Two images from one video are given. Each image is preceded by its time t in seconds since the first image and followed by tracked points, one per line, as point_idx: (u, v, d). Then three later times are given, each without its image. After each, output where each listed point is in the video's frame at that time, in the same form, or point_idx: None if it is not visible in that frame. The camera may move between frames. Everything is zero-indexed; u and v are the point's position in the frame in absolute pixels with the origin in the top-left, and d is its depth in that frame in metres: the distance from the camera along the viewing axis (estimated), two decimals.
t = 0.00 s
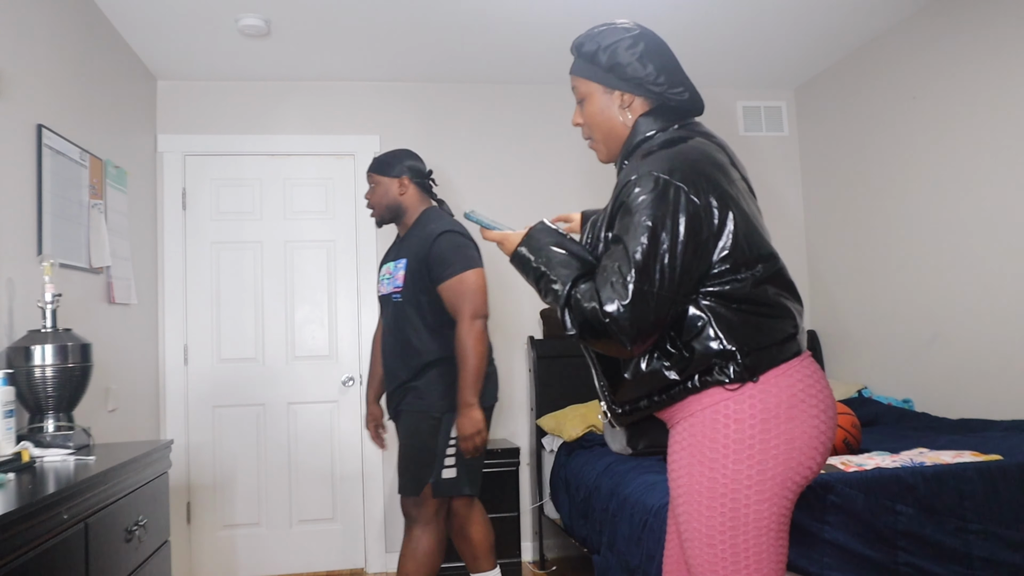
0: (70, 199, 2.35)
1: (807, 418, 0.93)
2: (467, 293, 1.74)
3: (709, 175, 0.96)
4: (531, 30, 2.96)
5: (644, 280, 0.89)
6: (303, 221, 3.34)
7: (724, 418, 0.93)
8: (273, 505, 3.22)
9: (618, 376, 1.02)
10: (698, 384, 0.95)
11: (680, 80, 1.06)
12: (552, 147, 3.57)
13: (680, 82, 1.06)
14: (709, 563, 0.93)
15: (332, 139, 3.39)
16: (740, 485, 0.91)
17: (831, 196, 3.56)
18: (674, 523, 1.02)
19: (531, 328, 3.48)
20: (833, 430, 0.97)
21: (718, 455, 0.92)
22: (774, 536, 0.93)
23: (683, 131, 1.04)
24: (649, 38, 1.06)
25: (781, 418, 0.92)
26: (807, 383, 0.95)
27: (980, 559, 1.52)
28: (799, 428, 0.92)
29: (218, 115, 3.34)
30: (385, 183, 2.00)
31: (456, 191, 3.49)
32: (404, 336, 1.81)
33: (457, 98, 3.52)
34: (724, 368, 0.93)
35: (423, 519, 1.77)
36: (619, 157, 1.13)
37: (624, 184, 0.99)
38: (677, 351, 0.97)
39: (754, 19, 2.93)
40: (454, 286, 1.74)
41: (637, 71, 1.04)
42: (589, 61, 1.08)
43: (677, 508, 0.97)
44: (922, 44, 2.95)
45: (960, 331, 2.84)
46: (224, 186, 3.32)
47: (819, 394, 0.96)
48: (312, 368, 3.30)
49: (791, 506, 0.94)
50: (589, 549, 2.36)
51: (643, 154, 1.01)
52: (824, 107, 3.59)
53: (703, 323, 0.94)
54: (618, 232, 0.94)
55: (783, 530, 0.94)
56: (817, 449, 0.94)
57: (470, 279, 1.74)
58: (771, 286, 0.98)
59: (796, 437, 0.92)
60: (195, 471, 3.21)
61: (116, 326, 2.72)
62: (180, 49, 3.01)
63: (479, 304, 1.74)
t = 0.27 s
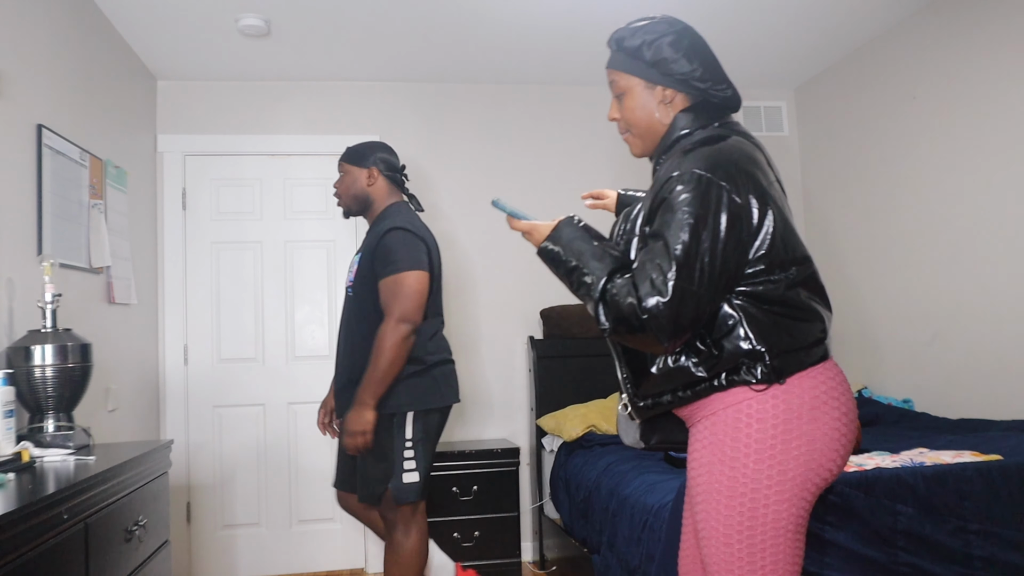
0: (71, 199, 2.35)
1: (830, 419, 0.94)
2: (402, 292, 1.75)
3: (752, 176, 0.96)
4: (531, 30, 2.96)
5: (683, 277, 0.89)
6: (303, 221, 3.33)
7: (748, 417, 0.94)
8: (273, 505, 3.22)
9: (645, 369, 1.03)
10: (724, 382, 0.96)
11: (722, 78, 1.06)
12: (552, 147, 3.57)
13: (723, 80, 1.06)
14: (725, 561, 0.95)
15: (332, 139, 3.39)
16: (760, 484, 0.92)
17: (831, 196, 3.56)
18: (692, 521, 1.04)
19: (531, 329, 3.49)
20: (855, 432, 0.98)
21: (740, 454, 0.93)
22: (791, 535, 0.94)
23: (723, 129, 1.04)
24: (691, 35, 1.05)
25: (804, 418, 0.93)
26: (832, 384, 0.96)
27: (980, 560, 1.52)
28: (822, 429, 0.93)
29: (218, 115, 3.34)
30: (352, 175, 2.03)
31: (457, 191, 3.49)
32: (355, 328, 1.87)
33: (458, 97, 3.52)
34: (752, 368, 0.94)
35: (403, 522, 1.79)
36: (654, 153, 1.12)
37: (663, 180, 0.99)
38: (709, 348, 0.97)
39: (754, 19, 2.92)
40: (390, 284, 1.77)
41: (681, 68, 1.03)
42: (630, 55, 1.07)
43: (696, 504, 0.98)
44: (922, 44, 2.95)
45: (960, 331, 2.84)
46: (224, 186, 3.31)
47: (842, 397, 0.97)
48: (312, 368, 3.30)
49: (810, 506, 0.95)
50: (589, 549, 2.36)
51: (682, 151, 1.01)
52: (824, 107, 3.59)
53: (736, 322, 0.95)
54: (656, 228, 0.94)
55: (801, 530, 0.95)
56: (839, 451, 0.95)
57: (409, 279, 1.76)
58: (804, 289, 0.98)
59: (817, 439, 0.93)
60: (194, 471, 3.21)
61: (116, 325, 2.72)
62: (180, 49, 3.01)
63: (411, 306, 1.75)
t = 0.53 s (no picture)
0: (71, 199, 2.35)
1: (857, 422, 0.94)
2: (354, 287, 1.86)
3: (813, 179, 0.99)
4: (531, 30, 2.96)
5: (745, 266, 0.91)
6: (303, 221, 3.33)
7: (774, 412, 0.95)
8: (273, 505, 3.22)
9: (679, 361, 1.02)
10: (763, 376, 0.97)
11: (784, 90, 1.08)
12: (553, 147, 3.57)
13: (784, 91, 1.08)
14: (738, 553, 0.96)
15: (332, 139, 3.39)
16: (780, 480, 0.93)
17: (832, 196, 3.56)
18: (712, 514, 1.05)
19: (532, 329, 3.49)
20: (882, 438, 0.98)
21: (762, 448, 0.94)
22: (809, 535, 0.94)
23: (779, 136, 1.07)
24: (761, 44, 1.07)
25: (830, 419, 0.93)
26: (861, 388, 0.96)
27: (979, 560, 1.52)
28: (848, 431, 0.93)
29: (218, 115, 3.34)
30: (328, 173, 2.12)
31: (457, 190, 3.49)
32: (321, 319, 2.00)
33: (458, 97, 3.52)
34: (794, 364, 0.95)
35: (386, 519, 1.92)
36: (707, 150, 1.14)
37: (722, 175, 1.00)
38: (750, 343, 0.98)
39: (754, 19, 2.92)
40: (344, 277, 1.88)
41: (746, 72, 1.05)
42: (700, 52, 1.08)
43: (715, 496, 1.00)
44: (922, 44, 2.95)
45: (960, 331, 2.84)
46: (224, 186, 3.31)
47: (872, 402, 0.97)
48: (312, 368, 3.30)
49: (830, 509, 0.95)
50: (589, 549, 2.36)
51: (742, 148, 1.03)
52: (824, 107, 3.59)
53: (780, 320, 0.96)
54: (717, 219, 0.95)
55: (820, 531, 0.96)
56: (864, 455, 0.95)
57: (363, 274, 1.87)
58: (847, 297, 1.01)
59: (841, 439, 0.93)
60: (195, 471, 3.21)
61: (116, 325, 2.72)
62: (180, 49, 3.01)
63: (361, 302, 1.85)
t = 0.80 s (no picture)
0: (71, 199, 2.35)
1: (893, 426, 0.95)
2: (320, 290, 1.87)
3: (850, 168, 1.02)
4: (530, 30, 2.95)
5: (790, 247, 0.93)
6: (302, 221, 3.33)
7: (811, 407, 0.95)
8: (274, 505, 3.22)
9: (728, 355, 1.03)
10: (814, 361, 0.97)
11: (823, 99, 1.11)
12: (553, 147, 3.57)
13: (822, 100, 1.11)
14: (751, 538, 0.99)
15: (332, 139, 3.38)
16: (806, 474, 0.94)
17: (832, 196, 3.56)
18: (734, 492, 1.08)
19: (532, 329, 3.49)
20: (915, 444, 0.98)
21: (793, 442, 0.95)
22: (825, 531, 0.96)
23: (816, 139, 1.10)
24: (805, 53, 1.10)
25: (866, 420, 0.94)
26: (900, 391, 0.96)
27: (979, 560, 1.52)
28: (882, 434, 0.94)
29: (218, 115, 3.34)
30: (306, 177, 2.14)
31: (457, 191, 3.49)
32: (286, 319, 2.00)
33: (458, 97, 3.51)
34: (843, 345, 0.96)
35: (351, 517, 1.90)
36: (741, 150, 1.17)
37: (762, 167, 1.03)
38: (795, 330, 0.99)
39: (754, 19, 2.92)
40: (308, 281, 1.89)
41: (786, 77, 1.08)
42: (746, 55, 1.11)
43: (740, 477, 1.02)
44: (922, 44, 2.95)
45: (960, 331, 2.84)
46: (224, 186, 3.31)
47: (909, 407, 0.97)
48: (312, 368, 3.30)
49: (852, 509, 0.96)
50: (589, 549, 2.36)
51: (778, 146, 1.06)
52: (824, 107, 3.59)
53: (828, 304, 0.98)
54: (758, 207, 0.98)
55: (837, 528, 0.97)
56: (893, 458, 0.95)
57: (327, 278, 1.88)
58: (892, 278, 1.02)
59: (875, 444, 0.93)
60: (195, 471, 3.21)
61: (116, 325, 2.72)
62: (180, 49, 3.01)
63: (325, 306, 1.87)
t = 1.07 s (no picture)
0: (71, 199, 2.35)
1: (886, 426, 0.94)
2: (287, 285, 1.91)
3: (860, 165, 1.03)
4: (531, 30, 2.95)
5: (819, 245, 0.94)
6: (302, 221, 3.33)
7: (805, 405, 0.95)
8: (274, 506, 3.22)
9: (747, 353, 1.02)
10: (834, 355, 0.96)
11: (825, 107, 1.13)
12: (553, 147, 3.57)
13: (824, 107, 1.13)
14: (738, 530, 1.00)
15: (332, 139, 3.39)
16: (794, 469, 0.95)
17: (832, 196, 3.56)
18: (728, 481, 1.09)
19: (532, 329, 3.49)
20: (911, 446, 0.98)
21: (785, 438, 0.96)
22: (812, 528, 0.96)
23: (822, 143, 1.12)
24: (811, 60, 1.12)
25: (859, 420, 0.93)
26: (896, 391, 0.96)
27: (978, 559, 1.52)
28: (875, 434, 0.94)
29: (219, 115, 3.34)
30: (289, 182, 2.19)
31: (457, 190, 3.48)
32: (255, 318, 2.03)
33: (458, 97, 3.52)
34: (867, 339, 0.97)
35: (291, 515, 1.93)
36: (745, 155, 1.19)
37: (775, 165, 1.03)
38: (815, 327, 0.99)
39: (754, 19, 2.92)
40: (276, 278, 1.92)
41: (793, 84, 1.10)
42: (755, 60, 1.12)
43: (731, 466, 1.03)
44: (922, 45, 2.96)
45: (960, 331, 2.84)
46: (224, 186, 3.31)
47: (905, 409, 0.96)
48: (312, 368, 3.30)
49: (842, 507, 0.96)
50: (589, 549, 2.36)
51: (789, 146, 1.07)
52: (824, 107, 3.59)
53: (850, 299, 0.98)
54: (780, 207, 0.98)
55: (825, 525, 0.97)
56: (886, 459, 0.95)
57: (294, 274, 1.92)
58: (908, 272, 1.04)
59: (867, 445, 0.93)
60: (195, 471, 3.21)
61: (116, 325, 2.72)
62: (180, 49, 3.01)
63: (293, 300, 1.90)
